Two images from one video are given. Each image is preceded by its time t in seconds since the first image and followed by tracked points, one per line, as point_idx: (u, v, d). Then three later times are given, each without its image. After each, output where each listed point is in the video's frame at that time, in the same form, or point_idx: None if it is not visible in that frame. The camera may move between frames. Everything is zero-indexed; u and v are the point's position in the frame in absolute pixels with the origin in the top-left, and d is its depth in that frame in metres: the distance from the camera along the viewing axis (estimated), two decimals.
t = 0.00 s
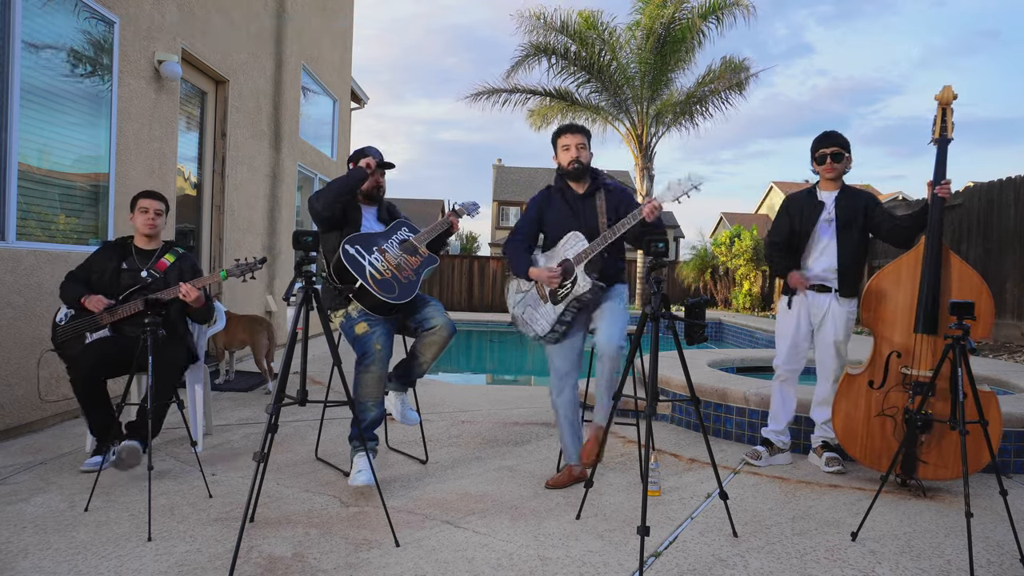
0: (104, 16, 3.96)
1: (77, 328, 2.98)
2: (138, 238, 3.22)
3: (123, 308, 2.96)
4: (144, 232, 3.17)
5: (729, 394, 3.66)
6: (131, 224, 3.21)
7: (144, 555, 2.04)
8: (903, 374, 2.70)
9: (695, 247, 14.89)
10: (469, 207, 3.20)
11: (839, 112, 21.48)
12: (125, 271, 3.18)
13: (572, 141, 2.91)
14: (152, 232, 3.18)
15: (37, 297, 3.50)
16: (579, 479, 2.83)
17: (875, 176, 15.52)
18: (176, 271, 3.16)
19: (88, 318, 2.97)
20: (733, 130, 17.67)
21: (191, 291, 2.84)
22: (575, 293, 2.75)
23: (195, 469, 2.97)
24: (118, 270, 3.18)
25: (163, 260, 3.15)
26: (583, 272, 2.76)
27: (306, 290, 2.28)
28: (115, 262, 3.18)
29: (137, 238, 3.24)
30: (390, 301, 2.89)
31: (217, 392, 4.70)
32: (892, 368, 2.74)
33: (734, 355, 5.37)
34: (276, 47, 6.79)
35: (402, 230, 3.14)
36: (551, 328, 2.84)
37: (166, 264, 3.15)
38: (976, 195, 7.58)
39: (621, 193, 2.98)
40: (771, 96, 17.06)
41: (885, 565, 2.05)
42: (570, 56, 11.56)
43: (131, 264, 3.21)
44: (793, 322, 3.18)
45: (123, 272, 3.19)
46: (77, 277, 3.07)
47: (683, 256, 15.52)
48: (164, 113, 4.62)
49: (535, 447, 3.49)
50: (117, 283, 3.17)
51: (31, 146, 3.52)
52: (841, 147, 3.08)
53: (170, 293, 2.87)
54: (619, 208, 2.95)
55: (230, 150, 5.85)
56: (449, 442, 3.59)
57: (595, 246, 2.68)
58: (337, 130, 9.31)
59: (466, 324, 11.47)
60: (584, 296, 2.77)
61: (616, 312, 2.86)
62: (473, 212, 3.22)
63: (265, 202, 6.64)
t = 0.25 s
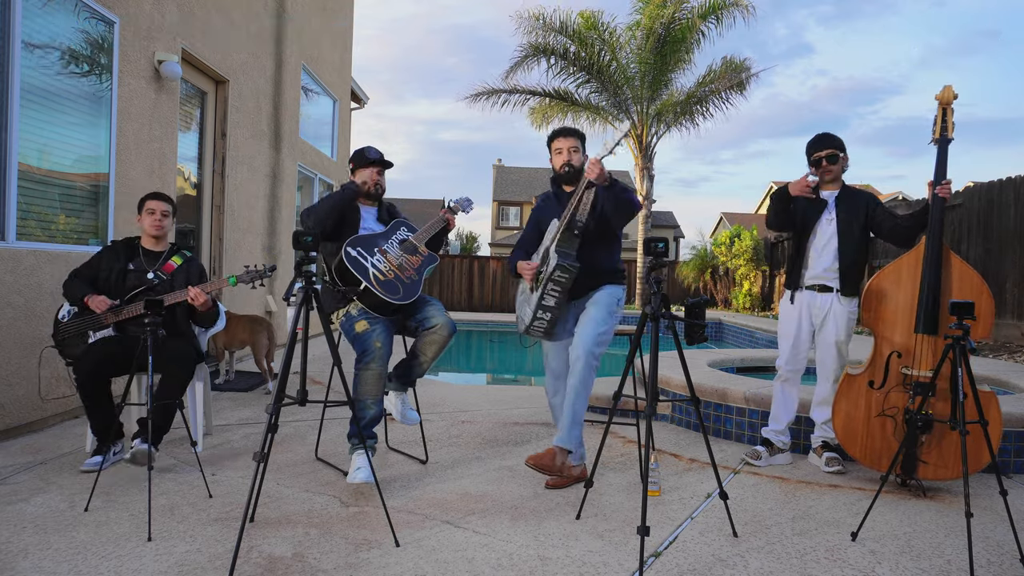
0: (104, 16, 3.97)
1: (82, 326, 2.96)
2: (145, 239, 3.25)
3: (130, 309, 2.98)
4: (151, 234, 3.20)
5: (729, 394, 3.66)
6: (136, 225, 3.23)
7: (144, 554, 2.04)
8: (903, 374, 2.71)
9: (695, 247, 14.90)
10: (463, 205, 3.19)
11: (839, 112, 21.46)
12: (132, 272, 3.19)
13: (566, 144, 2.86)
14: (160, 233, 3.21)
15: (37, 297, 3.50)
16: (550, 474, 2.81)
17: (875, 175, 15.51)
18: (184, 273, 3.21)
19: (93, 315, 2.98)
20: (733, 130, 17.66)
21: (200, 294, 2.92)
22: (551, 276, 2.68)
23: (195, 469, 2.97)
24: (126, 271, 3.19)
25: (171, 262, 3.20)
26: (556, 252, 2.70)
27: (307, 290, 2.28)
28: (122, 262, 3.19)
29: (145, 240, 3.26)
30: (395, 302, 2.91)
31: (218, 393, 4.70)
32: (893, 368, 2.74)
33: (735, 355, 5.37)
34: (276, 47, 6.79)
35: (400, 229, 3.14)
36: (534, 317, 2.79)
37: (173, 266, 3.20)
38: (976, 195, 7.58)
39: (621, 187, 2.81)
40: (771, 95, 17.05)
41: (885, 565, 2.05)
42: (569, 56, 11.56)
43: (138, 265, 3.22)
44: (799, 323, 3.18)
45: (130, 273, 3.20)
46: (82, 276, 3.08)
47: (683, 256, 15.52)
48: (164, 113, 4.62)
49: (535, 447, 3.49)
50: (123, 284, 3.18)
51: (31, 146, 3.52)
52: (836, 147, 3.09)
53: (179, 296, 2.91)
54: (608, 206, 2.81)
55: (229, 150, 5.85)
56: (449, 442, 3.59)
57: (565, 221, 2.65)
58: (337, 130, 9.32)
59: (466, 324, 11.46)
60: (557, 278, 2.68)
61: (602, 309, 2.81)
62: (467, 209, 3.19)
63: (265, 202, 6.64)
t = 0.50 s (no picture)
0: (104, 16, 3.97)
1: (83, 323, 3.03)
2: (156, 240, 3.25)
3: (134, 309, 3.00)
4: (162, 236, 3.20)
5: (729, 394, 3.66)
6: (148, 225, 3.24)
7: (144, 554, 2.04)
8: (903, 374, 2.71)
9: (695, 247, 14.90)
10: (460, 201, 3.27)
11: (839, 112, 21.45)
12: (140, 272, 3.20)
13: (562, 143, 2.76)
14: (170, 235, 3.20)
15: (38, 297, 3.51)
16: (518, 435, 2.33)
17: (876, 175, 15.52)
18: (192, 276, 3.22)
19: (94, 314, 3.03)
20: (733, 130, 17.67)
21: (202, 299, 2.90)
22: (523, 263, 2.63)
23: (195, 469, 2.97)
24: (134, 270, 3.20)
25: (179, 266, 3.21)
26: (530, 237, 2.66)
27: (307, 290, 2.28)
28: (132, 262, 3.20)
29: (156, 241, 3.26)
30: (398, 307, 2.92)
31: (218, 393, 4.70)
32: (893, 368, 2.74)
33: (735, 355, 5.37)
34: (276, 47, 6.79)
35: (400, 230, 3.16)
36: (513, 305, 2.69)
37: (181, 270, 3.21)
38: (977, 195, 7.58)
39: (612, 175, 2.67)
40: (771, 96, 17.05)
41: (885, 565, 2.05)
42: (568, 57, 11.56)
43: (148, 267, 3.22)
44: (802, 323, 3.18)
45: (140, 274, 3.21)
46: (90, 271, 3.10)
47: (683, 256, 15.52)
48: (164, 113, 4.62)
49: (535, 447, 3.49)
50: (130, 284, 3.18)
51: (31, 146, 3.52)
52: (830, 146, 3.09)
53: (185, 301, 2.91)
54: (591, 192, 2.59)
55: (229, 150, 5.85)
56: (449, 442, 3.59)
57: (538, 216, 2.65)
58: (337, 129, 9.31)
59: (466, 324, 11.47)
60: (529, 263, 2.63)
61: (586, 294, 2.60)
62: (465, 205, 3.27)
63: (265, 202, 6.64)
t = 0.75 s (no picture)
0: (104, 16, 3.97)
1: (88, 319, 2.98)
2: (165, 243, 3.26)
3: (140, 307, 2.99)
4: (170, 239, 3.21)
5: (729, 394, 3.66)
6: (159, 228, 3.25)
7: (144, 555, 2.04)
8: (903, 374, 2.71)
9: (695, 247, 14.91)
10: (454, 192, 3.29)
11: (839, 112, 21.45)
12: (149, 273, 3.21)
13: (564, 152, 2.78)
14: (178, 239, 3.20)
15: (37, 297, 3.50)
16: (494, 435, 2.27)
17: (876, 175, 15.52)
18: (197, 279, 3.22)
19: (101, 311, 2.99)
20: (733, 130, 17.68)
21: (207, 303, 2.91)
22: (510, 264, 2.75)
23: (195, 469, 2.97)
24: (143, 271, 3.21)
25: (185, 269, 3.21)
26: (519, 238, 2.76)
27: (307, 290, 2.28)
28: (142, 262, 3.21)
29: (164, 243, 3.27)
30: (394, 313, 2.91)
31: (217, 393, 4.70)
32: (893, 369, 2.74)
33: (734, 355, 5.37)
34: (276, 47, 6.79)
35: (395, 230, 3.13)
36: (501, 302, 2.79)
37: (187, 273, 3.21)
38: (976, 195, 7.58)
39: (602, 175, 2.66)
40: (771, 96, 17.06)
41: (885, 565, 2.05)
42: (568, 57, 11.55)
43: (155, 268, 3.23)
44: (802, 323, 3.18)
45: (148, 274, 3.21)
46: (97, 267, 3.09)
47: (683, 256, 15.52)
48: (164, 113, 4.62)
49: (535, 447, 3.49)
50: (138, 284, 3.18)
51: (31, 146, 3.52)
52: (831, 147, 3.09)
53: (188, 306, 2.92)
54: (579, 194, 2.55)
55: (229, 150, 5.85)
56: (449, 442, 3.58)
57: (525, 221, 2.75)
58: (337, 130, 9.31)
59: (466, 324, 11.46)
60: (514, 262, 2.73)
61: (569, 301, 2.55)
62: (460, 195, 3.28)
63: (265, 203, 6.64)
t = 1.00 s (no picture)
0: (104, 16, 3.97)
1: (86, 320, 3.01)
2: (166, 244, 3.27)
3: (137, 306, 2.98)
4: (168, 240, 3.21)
5: (729, 394, 3.66)
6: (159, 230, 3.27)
7: (144, 555, 2.04)
8: (904, 374, 2.71)
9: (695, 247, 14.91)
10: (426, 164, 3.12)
11: (839, 112, 21.44)
12: (151, 272, 3.22)
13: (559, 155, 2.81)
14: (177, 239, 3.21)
15: (37, 297, 3.51)
16: (480, 454, 2.27)
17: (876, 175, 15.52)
18: (198, 279, 3.20)
19: (99, 309, 3.02)
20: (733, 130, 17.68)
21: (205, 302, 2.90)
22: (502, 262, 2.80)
23: (196, 469, 2.97)
24: (147, 270, 3.22)
25: (185, 269, 3.19)
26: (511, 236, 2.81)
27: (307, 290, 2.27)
28: (145, 261, 3.23)
29: (164, 244, 3.29)
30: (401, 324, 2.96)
31: (217, 392, 4.70)
32: (893, 369, 2.74)
33: (735, 355, 5.37)
34: (276, 47, 6.78)
35: (380, 230, 3.03)
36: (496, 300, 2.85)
37: (187, 273, 3.18)
38: (977, 195, 7.58)
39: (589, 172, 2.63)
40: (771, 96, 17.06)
41: (885, 565, 2.05)
42: (568, 57, 11.55)
43: (158, 269, 3.25)
44: (802, 325, 3.18)
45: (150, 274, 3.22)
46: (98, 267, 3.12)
47: (683, 256, 15.52)
48: (164, 113, 4.62)
49: (534, 447, 3.49)
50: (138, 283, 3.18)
51: (31, 146, 3.52)
52: (830, 148, 3.09)
53: (188, 303, 2.91)
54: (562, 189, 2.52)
55: (229, 150, 5.85)
56: (449, 442, 3.58)
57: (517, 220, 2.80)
58: (338, 130, 9.31)
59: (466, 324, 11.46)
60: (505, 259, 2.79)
61: (557, 304, 2.54)
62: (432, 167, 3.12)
63: (265, 203, 6.64)
